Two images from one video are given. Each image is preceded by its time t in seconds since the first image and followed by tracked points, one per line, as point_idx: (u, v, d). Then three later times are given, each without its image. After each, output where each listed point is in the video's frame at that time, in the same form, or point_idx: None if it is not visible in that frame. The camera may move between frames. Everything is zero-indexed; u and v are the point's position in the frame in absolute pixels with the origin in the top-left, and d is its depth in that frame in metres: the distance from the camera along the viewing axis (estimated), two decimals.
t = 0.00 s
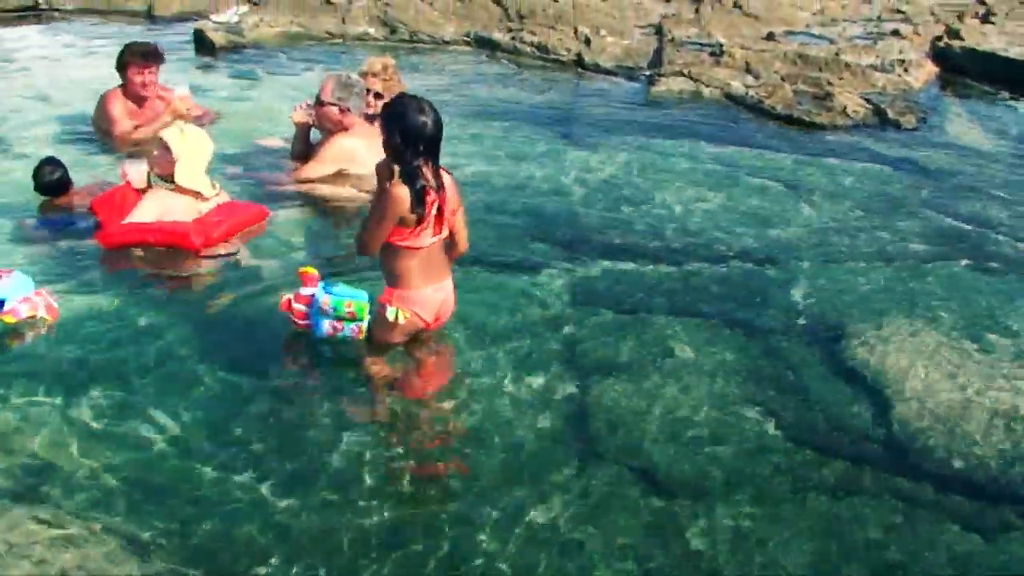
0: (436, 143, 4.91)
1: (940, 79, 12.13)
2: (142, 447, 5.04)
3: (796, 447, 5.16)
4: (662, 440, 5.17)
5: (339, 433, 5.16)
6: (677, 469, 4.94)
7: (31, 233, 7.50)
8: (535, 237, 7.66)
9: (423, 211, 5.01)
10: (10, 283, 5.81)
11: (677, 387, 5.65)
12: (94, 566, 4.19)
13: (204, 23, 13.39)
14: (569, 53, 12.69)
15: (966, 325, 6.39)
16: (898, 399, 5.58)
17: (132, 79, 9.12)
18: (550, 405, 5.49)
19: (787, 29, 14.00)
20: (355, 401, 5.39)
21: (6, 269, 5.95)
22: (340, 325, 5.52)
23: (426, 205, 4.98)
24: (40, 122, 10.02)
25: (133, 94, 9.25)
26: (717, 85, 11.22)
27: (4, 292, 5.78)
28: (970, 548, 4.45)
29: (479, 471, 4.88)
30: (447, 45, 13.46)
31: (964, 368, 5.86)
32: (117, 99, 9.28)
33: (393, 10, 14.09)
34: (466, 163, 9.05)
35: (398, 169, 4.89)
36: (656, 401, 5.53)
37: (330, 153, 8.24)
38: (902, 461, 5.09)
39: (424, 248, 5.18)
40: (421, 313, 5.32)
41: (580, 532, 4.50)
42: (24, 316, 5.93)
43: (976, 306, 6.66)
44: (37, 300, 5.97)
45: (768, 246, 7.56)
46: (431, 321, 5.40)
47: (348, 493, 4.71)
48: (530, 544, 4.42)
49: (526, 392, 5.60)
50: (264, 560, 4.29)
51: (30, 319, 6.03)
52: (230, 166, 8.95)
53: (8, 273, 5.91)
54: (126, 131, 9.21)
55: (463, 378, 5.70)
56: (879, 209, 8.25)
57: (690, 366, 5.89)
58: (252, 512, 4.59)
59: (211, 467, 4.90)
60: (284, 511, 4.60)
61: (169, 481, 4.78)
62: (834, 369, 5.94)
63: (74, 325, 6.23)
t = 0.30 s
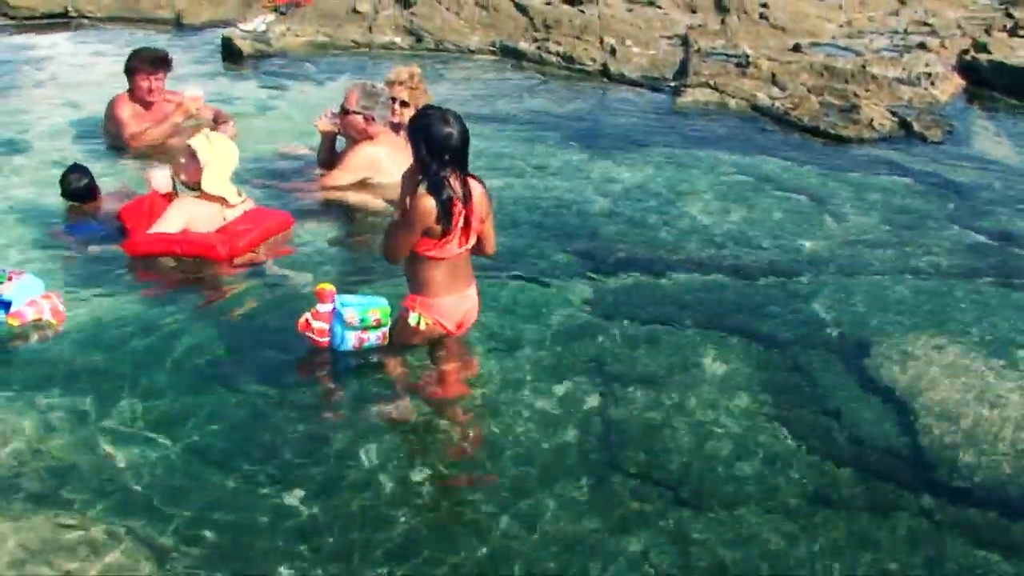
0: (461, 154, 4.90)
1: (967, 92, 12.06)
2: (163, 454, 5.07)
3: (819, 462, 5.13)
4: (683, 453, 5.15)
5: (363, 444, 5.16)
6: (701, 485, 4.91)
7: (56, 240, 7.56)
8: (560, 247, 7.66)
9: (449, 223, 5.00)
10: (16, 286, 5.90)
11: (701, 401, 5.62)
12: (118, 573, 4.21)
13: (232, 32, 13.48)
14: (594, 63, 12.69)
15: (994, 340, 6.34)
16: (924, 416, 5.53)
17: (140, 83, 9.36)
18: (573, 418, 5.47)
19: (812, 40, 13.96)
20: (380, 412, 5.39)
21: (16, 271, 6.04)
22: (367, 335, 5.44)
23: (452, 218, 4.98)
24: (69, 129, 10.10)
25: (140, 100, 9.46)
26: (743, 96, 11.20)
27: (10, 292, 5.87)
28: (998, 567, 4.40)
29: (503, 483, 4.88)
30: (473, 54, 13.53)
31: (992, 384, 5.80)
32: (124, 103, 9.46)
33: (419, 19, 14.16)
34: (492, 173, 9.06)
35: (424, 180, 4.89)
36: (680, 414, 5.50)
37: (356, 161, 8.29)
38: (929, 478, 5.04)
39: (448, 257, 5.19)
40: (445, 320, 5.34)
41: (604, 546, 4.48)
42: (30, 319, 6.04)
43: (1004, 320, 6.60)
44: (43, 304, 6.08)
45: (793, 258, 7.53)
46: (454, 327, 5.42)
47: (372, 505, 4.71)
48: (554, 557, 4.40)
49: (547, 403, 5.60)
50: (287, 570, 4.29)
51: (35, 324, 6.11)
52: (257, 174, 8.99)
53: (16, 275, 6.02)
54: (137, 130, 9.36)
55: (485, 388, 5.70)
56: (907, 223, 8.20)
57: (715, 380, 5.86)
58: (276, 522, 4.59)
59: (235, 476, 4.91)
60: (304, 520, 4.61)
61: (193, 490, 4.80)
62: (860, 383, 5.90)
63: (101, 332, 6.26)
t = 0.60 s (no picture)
0: (478, 163, 4.86)
1: (993, 102, 11.99)
2: (183, 458, 5.09)
3: (843, 473, 5.09)
4: (704, 463, 5.12)
5: (383, 451, 5.16)
6: (721, 495, 4.88)
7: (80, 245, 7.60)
8: (582, 255, 7.64)
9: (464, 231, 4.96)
10: (22, 289, 6.03)
11: (723, 411, 5.59)
12: None
13: (256, 39, 13.57)
14: (616, 71, 12.68)
15: (1018, 352, 6.27)
16: (948, 427, 5.48)
17: (156, 93, 9.44)
18: (594, 427, 5.45)
19: (836, 50, 13.92)
20: (400, 421, 5.39)
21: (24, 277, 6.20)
22: (388, 339, 5.45)
23: (468, 226, 4.94)
24: (94, 135, 10.16)
25: (155, 108, 9.55)
26: (766, 106, 11.17)
27: (15, 296, 6.01)
28: None
29: (522, 492, 4.86)
30: (496, 62, 13.57)
31: (1017, 396, 5.74)
32: (138, 109, 9.55)
33: (442, 27, 14.21)
34: (514, 181, 9.06)
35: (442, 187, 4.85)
36: (701, 424, 5.47)
37: (378, 170, 8.20)
38: (953, 490, 4.99)
39: (462, 265, 5.15)
40: (456, 327, 5.30)
41: (622, 555, 4.46)
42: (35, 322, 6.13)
43: None
44: (48, 308, 6.16)
45: (816, 268, 7.48)
46: (465, 335, 5.38)
47: (390, 512, 4.70)
48: (572, 565, 4.38)
49: (568, 411, 5.59)
50: None
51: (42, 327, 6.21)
52: (282, 181, 9.03)
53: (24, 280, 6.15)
54: (150, 139, 9.43)
55: (506, 397, 5.69)
56: (931, 234, 8.14)
57: (736, 390, 5.83)
58: (294, 528, 4.59)
59: (254, 482, 4.92)
60: (324, 526, 4.61)
61: (212, 495, 4.80)
62: (883, 394, 5.85)
63: (123, 337, 6.29)
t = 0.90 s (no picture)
0: (476, 166, 4.93)
1: (1016, 106, 11.91)
2: (203, 463, 5.09)
3: (865, 480, 5.06)
4: (725, 469, 5.09)
5: (404, 457, 5.15)
6: (743, 501, 4.85)
7: (103, 247, 7.63)
8: (603, 259, 7.62)
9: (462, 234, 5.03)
10: (25, 290, 5.94)
11: (745, 417, 5.56)
12: None
13: (277, 43, 13.63)
14: (637, 75, 12.68)
15: None
16: (972, 434, 5.44)
17: (169, 97, 9.42)
18: (615, 432, 5.43)
19: (857, 53, 13.87)
20: (420, 426, 5.38)
21: (28, 275, 6.11)
22: (393, 341, 5.57)
23: (465, 228, 5.01)
24: (116, 138, 10.21)
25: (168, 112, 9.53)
26: (787, 110, 11.13)
27: (20, 297, 5.92)
28: None
29: (543, 499, 4.84)
30: (516, 66, 13.59)
31: None
32: (151, 114, 9.52)
33: (462, 30, 14.22)
34: (535, 185, 9.06)
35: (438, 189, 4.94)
36: (723, 430, 5.44)
37: (399, 173, 8.21)
38: (978, 498, 4.94)
39: (463, 268, 5.21)
40: (458, 330, 5.37)
41: (644, 562, 4.43)
42: (38, 322, 6.06)
43: None
44: (52, 309, 6.09)
45: (838, 272, 7.45)
46: (468, 340, 5.43)
47: (411, 517, 4.69)
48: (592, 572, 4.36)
49: (587, 416, 5.57)
50: None
51: (46, 326, 6.16)
52: (303, 184, 9.04)
53: (30, 278, 6.05)
54: (167, 144, 9.42)
55: (526, 402, 5.68)
56: (954, 238, 8.09)
57: (758, 395, 5.80)
58: (314, 532, 4.59)
59: (274, 486, 4.92)
60: (343, 531, 4.60)
61: (232, 499, 4.81)
62: (907, 401, 5.81)
63: (144, 340, 6.31)
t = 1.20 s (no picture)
0: (453, 165, 5.18)
1: None
2: (223, 469, 5.12)
3: (885, 491, 5.03)
4: (744, 478, 5.09)
5: (423, 464, 5.16)
6: (762, 510, 4.84)
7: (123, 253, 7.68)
8: (622, 267, 7.62)
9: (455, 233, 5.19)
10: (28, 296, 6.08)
11: (765, 426, 5.55)
12: None
13: (298, 50, 13.69)
14: (658, 83, 12.68)
15: None
16: (993, 444, 5.41)
17: (186, 104, 9.72)
18: (633, 441, 5.43)
19: (879, 61, 13.83)
20: (440, 433, 5.39)
21: (29, 284, 6.26)
22: (373, 354, 5.44)
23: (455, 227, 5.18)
24: (139, 145, 10.28)
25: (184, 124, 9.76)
26: (808, 118, 11.11)
27: (23, 303, 6.08)
28: None
29: (561, 507, 4.84)
30: (536, 73, 13.61)
31: None
32: (166, 121, 9.70)
33: (483, 37, 14.25)
34: (555, 193, 9.06)
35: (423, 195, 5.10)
36: (743, 439, 5.43)
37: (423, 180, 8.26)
38: (998, 508, 4.92)
39: (455, 267, 5.37)
40: (458, 328, 5.50)
41: (662, 570, 4.43)
42: (43, 328, 6.18)
43: None
44: (55, 314, 6.22)
45: (859, 281, 7.42)
46: (467, 335, 5.57)
47: (430, 524, 4.70)
48: None
49: (607, 425, 5.56)
50: None
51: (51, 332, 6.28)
52: (324, 190, 9.07)
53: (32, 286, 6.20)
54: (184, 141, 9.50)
55: (546, 411, 5.68)
56: (975, 248, 8.05)
57: (778, 404, 5.78)
58: (333, 538, 4.61)
59: (293, 493, 4.94)
60: (361, 537, 4.61)
61: (252, 505, 4.84)
62: (927, 411, 5.78)
63: (165, 345, 6.35)
